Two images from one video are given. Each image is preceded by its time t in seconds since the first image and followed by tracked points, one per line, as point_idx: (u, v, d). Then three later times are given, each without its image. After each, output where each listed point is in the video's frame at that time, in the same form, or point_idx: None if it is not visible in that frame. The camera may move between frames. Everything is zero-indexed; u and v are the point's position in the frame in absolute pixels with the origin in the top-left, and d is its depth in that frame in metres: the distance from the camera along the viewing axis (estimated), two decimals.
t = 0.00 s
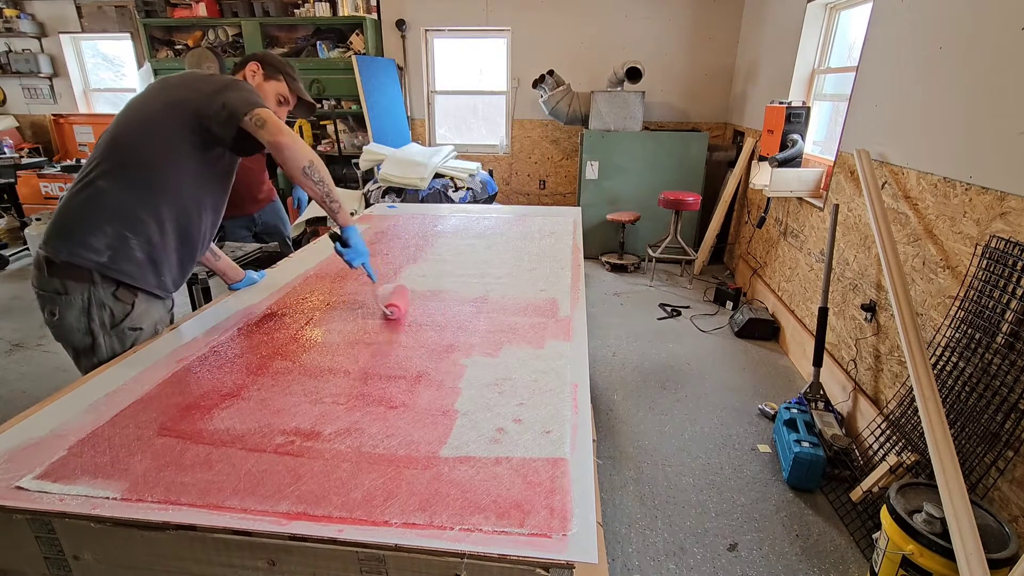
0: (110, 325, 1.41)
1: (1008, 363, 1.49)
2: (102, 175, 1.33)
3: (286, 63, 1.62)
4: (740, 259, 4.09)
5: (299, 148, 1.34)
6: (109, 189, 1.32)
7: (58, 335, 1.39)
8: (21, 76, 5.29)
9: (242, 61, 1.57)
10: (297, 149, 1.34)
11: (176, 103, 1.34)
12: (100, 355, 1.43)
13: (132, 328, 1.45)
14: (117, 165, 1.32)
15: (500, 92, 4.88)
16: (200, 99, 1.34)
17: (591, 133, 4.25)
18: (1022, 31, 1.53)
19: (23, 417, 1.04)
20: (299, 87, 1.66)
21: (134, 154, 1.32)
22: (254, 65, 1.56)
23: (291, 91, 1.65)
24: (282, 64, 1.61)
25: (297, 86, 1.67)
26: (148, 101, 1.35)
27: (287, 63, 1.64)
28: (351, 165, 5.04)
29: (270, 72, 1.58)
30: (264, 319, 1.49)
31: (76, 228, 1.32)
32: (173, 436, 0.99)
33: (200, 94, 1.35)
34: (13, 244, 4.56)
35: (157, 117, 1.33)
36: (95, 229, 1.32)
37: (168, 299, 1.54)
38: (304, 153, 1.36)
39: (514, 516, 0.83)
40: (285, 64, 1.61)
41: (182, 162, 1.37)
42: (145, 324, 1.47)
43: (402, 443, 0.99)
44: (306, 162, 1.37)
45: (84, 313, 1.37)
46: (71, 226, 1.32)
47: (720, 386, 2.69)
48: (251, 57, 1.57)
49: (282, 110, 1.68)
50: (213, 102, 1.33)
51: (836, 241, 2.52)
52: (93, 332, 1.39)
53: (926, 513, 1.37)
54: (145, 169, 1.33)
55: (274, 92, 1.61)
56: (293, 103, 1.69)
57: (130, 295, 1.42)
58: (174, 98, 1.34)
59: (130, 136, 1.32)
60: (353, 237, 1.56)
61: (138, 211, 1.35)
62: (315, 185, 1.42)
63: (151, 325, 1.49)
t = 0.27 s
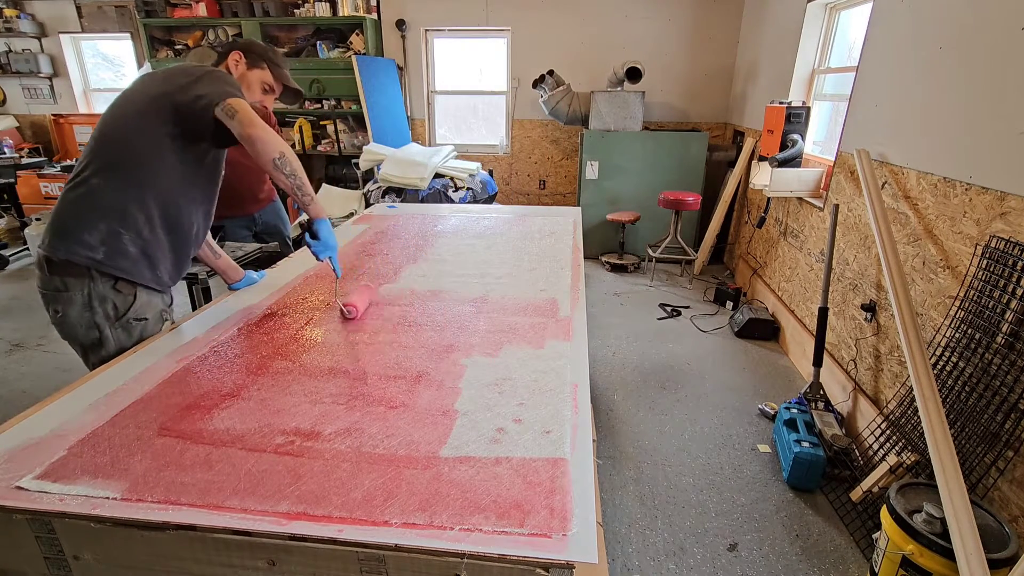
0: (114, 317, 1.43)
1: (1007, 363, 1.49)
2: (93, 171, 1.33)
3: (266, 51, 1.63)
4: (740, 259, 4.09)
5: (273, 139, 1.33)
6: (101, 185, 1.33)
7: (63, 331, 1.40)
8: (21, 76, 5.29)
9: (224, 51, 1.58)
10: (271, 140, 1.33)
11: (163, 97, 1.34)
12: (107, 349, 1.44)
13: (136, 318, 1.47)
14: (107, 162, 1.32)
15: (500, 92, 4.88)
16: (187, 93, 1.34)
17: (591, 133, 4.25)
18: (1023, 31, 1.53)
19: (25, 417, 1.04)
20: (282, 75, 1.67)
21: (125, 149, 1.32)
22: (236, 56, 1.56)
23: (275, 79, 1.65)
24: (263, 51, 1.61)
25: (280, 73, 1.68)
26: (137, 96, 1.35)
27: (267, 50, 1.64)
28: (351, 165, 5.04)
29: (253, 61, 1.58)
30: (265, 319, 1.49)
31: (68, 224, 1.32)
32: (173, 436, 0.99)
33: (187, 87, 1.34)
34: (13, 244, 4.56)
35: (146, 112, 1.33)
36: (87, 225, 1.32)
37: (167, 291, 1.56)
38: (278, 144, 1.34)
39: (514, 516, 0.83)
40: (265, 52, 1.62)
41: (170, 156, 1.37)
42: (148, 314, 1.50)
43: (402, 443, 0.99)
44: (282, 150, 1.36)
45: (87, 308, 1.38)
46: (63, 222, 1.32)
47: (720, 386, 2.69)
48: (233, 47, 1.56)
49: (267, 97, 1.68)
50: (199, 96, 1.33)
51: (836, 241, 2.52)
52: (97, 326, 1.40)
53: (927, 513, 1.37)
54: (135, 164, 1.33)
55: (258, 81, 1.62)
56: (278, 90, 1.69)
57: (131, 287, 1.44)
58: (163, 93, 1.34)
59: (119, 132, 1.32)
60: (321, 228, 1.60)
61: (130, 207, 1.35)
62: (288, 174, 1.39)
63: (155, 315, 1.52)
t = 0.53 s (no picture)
0: (107, 311, 1.43)
1: (1008, 363, 1.49)
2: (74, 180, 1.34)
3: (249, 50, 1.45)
4: (740, 259, 4.09)
5: (275, 172, 1.36)
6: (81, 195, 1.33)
7: (66, 329, 1.43)
8: (21, 76, 5.29)
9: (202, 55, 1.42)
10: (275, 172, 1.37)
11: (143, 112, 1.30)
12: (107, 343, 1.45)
13: (129, 309, 1.47)
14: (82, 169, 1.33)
15: (500, 92, 4.88)
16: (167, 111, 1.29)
17: (591, 133, 4.25)
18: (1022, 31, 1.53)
19: (25, 416, 1.04)
20: (264, 77, 1.48)
21: (104, 161, 1.32)
22: (215, 62, 1.41)
23: (257, 84, 1.48)
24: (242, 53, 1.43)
25: (264, 76, 1.49)
26: (118, 107, 1.32)
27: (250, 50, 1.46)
28: (351, 165, 5.04)
29: (231, 65, 1.42)
30: (264, 319, 1.49)
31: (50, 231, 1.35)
32: (173, 436, 0.99)
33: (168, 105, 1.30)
34: (13, 244, 4.56)
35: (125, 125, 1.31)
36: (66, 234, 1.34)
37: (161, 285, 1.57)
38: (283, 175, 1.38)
39: (514, 516, 0.83)
40: (247, 53, 1.44)
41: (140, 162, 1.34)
42: (142, 305, 1.49)
43: (402, 443, 0.99)
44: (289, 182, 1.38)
45: (81, 304, 1.40)
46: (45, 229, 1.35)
47: (720, 386, 2.69)
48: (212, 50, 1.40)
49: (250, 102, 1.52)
50: (179, 117, 1.28)
51: (836, 241, 2.52)
52: (93, 321, 1.42)
53: (927, 513, 1.37)
54: (110, 173, 1.33)
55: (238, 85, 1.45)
56: (262, 94, 1.52)
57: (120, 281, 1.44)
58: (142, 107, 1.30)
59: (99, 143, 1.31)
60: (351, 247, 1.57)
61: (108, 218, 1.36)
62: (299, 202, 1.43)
63: (149, 306, 1.51)
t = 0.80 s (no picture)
0: (97, 305, 1.43)
1: (1008, 363, 1.49)
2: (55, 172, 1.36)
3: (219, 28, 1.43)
4: (740, 259, 4.09)
5: (197, 173, 1.29)
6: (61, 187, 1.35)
7: (58, 322, 1.43)
8: (21, 76, 5.29)
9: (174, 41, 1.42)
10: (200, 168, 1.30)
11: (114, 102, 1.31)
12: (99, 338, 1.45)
13: (119, 304, 1.47)
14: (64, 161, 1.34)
15: (500, 92, 4.88)
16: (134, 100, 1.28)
17: (591, 133, 4.25)
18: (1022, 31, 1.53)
19: (26, 415, 1.04)
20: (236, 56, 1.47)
21: (82, 151, 1.33)
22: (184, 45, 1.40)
23: (229, 61, 1.45)
24: (209, 31, 1.41)
25: (237, 54, 1.48)
26: (91, 97, 1.33)
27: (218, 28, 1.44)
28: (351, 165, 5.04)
29: (199, 46, 1.40)
30: (264, 319, 1.49)
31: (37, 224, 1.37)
32: (173, 436, 0.99)
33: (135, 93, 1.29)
34: (13, 245, 4.56)
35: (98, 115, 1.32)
36: (50, 227, 1.36)
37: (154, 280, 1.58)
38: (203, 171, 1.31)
39: (514, 516, 0.83)
40: (215, 31, 1.42)
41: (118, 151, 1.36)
42: (131, 300, 1.49)
43: (402, 443, 0.99)
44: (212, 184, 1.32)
45: (72, 297, 1.40)
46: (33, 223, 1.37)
47: (720, 386, 2.69)
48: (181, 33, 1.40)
49: (225, 82, 1.49)
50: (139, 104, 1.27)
51: (836, 241, 2.52)
52: (84, 314, 1.42)
53: (926, 513, 1.37)
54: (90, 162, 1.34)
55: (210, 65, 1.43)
56: (237, 73, 1.50)
57: (110, 274, 1.44)
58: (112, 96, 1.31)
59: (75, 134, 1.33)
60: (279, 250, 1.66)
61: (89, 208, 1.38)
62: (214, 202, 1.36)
63: (139, 301, 1.51)
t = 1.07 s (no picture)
0: (99, 301, 1.44)
1: (1007, 363, 1.49)
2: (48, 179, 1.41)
3: None
4: (740, 259, 4.09)
5: (107, 183, 1.26)
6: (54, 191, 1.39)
7: (62, 318, 1.44)
8: (21, 76, 5.28)
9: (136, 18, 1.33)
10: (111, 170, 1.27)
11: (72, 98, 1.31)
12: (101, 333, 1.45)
13: (120, 300, 1.47)
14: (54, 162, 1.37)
15: (500, 92, 4.88)
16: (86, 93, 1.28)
17: (591, 133, 4.25)
18: (1022, 31, 1.53)
19: (33, 411, 1.05)
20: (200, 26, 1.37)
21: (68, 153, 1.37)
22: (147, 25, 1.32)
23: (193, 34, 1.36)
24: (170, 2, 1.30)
25: (202, 25, 1.37)
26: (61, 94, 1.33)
27: None
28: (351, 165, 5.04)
29: (161, 23, 1.32)
30: (265, 319, 1.49)
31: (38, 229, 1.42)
32: (173, 436, 0.99)
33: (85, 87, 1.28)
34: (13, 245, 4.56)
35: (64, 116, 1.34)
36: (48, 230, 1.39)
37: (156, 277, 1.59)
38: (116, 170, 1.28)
39: (514, 516, 0.83)
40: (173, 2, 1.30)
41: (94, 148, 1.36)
42: (133, 297, 1.50)
43: (402, 443, 0.99)
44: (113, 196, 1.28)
45: (74, 293, 1.41)
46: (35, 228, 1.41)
47: (720, 385, 2.69)
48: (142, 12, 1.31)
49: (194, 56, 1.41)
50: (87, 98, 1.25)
51: (836, 241, 2.52)
52: (86, 309, 1.43)
53: (927, 513, 1.37)
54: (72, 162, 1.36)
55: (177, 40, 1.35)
56: (205, 45, 1.40)
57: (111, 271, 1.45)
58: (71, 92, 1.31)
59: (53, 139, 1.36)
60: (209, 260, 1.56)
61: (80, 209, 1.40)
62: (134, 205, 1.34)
63: (139, 298, 1.51)
